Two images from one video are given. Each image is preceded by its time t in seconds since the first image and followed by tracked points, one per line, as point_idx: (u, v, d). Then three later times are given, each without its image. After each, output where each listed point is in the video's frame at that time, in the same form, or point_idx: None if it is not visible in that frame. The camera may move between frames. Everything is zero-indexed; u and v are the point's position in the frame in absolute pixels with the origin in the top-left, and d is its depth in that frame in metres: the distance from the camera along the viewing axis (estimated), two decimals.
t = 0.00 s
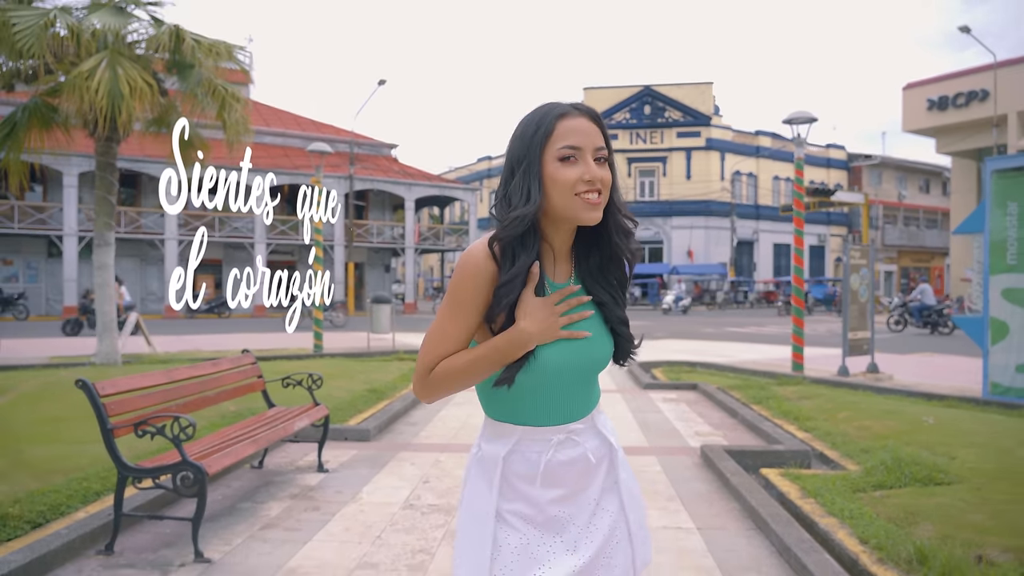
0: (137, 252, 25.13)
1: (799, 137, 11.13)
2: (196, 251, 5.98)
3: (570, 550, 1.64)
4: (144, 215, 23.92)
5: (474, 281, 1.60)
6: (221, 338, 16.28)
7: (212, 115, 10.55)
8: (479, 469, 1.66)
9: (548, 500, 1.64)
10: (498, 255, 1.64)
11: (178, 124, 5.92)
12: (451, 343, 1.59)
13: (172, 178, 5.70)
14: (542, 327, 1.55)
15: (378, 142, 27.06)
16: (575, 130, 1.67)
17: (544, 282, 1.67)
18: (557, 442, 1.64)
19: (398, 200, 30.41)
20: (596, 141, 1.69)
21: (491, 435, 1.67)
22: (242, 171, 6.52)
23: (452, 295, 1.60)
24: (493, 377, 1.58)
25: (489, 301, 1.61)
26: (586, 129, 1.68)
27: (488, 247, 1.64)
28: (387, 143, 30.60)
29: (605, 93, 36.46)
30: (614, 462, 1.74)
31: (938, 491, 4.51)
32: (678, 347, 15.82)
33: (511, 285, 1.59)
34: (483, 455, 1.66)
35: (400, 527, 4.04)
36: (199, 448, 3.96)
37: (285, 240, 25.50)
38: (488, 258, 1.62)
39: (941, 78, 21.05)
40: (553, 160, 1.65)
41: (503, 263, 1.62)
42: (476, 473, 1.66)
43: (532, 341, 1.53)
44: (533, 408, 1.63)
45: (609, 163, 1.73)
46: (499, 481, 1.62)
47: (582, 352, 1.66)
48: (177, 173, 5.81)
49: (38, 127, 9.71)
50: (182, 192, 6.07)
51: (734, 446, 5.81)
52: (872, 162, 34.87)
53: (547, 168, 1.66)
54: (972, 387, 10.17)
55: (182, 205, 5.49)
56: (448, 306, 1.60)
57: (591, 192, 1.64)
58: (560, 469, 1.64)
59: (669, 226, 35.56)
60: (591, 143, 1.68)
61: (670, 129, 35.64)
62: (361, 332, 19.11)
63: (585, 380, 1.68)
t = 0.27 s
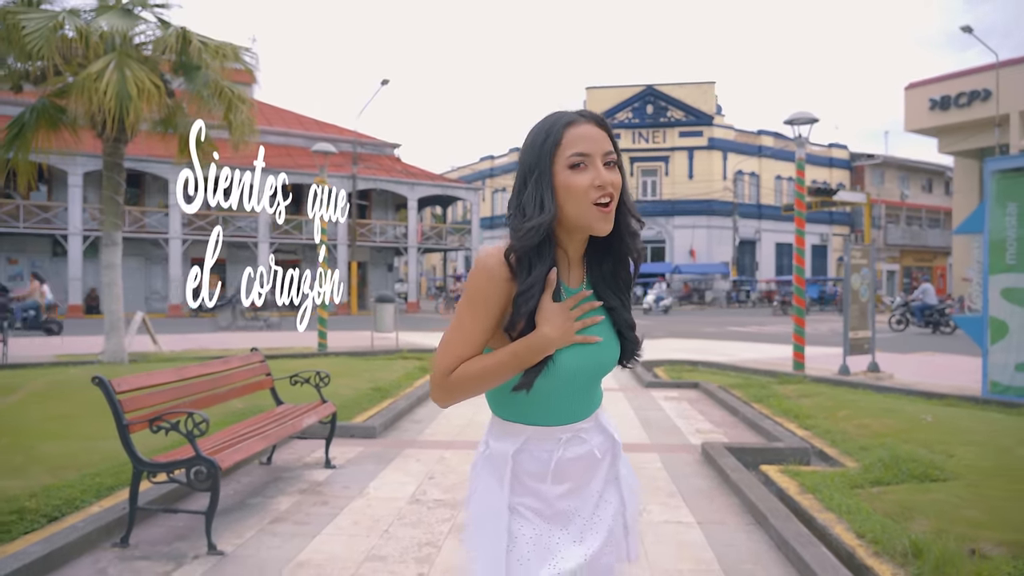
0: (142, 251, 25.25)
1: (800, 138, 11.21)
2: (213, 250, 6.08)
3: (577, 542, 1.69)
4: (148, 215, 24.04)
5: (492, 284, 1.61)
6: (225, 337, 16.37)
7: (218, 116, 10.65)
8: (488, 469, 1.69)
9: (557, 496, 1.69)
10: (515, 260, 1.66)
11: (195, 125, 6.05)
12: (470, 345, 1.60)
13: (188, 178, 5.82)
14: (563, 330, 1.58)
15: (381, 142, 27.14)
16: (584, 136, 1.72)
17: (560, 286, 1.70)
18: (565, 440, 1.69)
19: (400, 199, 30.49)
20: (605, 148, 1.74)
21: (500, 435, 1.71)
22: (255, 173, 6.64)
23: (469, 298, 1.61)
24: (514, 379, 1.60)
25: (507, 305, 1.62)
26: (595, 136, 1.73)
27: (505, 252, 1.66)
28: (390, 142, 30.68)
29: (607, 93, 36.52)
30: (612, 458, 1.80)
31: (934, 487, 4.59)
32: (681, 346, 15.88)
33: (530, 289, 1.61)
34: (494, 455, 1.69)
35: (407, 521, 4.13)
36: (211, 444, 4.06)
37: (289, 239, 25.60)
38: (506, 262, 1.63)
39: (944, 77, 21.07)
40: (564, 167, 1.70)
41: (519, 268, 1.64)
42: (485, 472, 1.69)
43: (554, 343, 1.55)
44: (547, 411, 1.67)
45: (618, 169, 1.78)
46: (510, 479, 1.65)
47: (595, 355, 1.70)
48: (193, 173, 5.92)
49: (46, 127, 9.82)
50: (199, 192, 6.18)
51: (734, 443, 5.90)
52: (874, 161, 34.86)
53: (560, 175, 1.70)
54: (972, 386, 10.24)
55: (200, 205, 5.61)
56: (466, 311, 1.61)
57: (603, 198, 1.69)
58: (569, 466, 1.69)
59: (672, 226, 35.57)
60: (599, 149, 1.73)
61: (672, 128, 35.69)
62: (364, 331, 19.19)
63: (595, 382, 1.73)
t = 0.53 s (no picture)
0: (145, 251, 25.35)
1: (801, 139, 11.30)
2: (227, 249, 6.15)
3: (582, 540, 1.69)
4: (151, 215, 24.15)
5: (505, 286, 1.63)
6: (229, 336, 16.47)
7: (224, 117, 10.75)
8: (495, 466, 1.68)
9: (564, 495, 1.68)
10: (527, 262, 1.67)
11: (210, 126, 6.10)
12: (484, 345, 1.61)
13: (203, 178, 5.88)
14: (578, 330, 1.59)
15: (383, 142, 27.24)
16: (590, 142, 1.74)
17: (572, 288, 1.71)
18: (574, 438, 1.69)
19: (402, 199, 30.59)
20: (612, 151, 1.76)
21: (508, 434, 1.69)
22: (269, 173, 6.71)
23: (482, 299, 1.62)
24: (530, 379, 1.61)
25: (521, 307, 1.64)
26: (601, 140, 1.75)
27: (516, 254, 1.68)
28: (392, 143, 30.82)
29: (608, 93, 36.58)
30: (615, 454, 1.81)
31: (930, 485, 4.68)
32: (682, 345, 15.97)
33: (542, 291, 1.63)
34: (503, 454, 1.68)
35: (413, 517, 4.22)
36: (222, 441, 4.15)
37: (291, 239, 25.74)
38: (518, 264, 1.64)
39: (945, 78, 21.03)
40: (572, 172, 1.72)
41: (532, 271, 1.65)
42: (492, 468, 1.68)
43: (569, 343, 1.57)
44: (559, 409, 1.67)
45: (626, 171, 1.80)
46: (519, 479, 1.64)
47: (606, 355, 1.72)
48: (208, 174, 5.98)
49: (52, 129, 9.93)
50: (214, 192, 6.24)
51: (735, 441, 5.99)
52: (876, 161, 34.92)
53: (568, 180, 1.72)
54: (971, 386, 10.32)
55: (215, 205, 5.68)
56: (479, 312, 1.62)
57: (611, 201, 1.71)
58: (577, 463, 1.69)
59: (673, 226, 35.65)
60: (606, 153, 1.75)
61: (673, 128, 35.76)
62: (368, 331, 19.28)
63: (604, 380, 1.75)
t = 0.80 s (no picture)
0: (149, 252, 25.50)
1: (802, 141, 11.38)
2: (241, 250, 6.21)
3: (576, 545, 1.69)
4: (155, 216, 24.30)
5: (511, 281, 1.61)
6: (234, 336, 16.59)
7: (230, 120, 10.87)
8: (493, 471, 1.66)
9: (560, 500, 1.68)
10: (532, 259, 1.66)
11: (227, 129, 6.17)
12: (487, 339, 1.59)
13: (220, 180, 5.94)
14: (582, 329, 1.60)
15: (386, 143, 27.34)
16: (597, 141, 1.72)
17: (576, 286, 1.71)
18: (571, 441, 1.69)
19: (405, 200, 30.71)
20: (618, 150, 1.74)
21: (506, 437, 1.68)
22: (282, 174, 6.79)
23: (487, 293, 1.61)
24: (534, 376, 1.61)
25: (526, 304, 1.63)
26: (608, 139, 1.73)
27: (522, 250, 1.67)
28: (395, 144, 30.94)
29: (610, 94, 36.68)
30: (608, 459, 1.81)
31: (928, 483, 4.76)
32: (684, 346, 16.06)
33: (546, 288, 1.62)
34: (501, 456, 1.66)
35: (421, 514, 4.32)
36: (234, 439, 4.25)
37: (294, 240, 25.91)
38: (525, 260, 1.63)
39: (946, 78, 20.95)
40: (577, 171, 1.71)
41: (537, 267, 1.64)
42: (488, 474, 1.66)
43: (573, 340, 1.57)
44: (561, 410, 1.67)
45: (632, 171, 1.78)
46: (518, 483, 1.63)
47: (609, 354, 1.72)
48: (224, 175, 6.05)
49: (61, 132, 10.04)
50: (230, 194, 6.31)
51: (736, 441, 6.08)
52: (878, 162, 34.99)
53: (573, 178, 1.71)
54: (971, 386, 10.40)
55: (231, 207, 5.75)
56: (482, 308, 1.60)
57: (615, 201, 1.70)
58: (573, 468, 1.69)
59: (675, 226, 35.72)
60: (612, 152, 1.73)
61: (675, 129, 35.85)
62: (371, 331, 19.39)
63: (602, 383, 1.75)
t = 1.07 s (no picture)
0: (150, 251, 25.59)
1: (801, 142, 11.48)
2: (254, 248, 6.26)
3: (560, 548, 1.69)
4: (157, 216, 24.41)
5: (498, 270, 1.62)
6: (236, 336, 16.67)
7: (233, 121, 10.96)
8: (476, 467, 1.66)
9: (543, 500, 1.68)
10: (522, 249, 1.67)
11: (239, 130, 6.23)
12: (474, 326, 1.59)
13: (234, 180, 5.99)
14: (569, 323, 1.59)
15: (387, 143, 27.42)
16: (591, 135, 1.72)
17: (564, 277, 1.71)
18: (557, 440, 1.68)
19: (406, 200, 30.80)
20: (613, 145, 1.74)
21: (491, 433, 1.67)
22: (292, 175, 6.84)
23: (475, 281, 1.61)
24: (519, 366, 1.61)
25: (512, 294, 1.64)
26: (604, 133, 1.73)
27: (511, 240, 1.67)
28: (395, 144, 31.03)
29: (610, 94, 36.76)
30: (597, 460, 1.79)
31: (924, 480, 4.85)
32: (684, 345, 16.15)
33: (533, 277, 1.63)
34: (486, 451, 1.66)
35: (426, 509, 4.40)
36: (243, 437, 4.34)
37: (295, 240, 26.04)
38: (515, 249, 1.63)
39: (946, 79, 21.15)
40: (570, 164, 1.72)
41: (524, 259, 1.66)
42: (472, 471, 1.67)
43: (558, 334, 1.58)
44: (544, 406, 1.66)
45: (627, 167, 1.78)
46: (502, 481, 1.63)
47: (599, 352, 1.71)
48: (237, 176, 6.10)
49: (66, 132, 10.16)
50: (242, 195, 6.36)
51: (736, 438, 6.17)
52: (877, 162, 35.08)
53: (566, 172, 1.72)
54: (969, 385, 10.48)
55: (245, 207, 5.81)
56: (470, 295, 1.60)
57: (607, 196, 1.69)
58: (559, 468, 1.68)
59: (674, 226, 35.82)
60: (606, 147, 1.73)
61: (675, 129, 35.94)
62: (372, 330, 19.47)
63: (593, 379, 1.74)
